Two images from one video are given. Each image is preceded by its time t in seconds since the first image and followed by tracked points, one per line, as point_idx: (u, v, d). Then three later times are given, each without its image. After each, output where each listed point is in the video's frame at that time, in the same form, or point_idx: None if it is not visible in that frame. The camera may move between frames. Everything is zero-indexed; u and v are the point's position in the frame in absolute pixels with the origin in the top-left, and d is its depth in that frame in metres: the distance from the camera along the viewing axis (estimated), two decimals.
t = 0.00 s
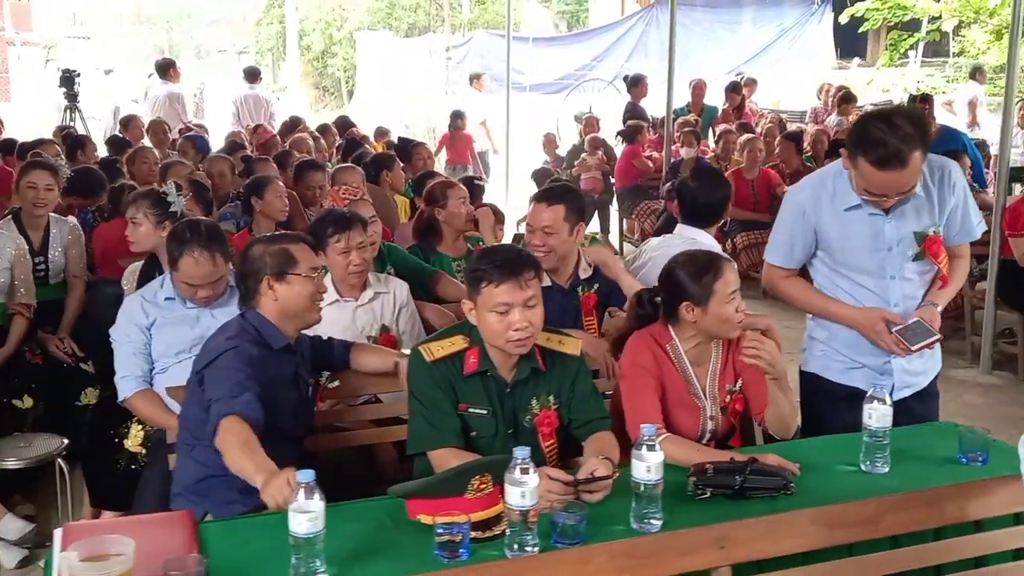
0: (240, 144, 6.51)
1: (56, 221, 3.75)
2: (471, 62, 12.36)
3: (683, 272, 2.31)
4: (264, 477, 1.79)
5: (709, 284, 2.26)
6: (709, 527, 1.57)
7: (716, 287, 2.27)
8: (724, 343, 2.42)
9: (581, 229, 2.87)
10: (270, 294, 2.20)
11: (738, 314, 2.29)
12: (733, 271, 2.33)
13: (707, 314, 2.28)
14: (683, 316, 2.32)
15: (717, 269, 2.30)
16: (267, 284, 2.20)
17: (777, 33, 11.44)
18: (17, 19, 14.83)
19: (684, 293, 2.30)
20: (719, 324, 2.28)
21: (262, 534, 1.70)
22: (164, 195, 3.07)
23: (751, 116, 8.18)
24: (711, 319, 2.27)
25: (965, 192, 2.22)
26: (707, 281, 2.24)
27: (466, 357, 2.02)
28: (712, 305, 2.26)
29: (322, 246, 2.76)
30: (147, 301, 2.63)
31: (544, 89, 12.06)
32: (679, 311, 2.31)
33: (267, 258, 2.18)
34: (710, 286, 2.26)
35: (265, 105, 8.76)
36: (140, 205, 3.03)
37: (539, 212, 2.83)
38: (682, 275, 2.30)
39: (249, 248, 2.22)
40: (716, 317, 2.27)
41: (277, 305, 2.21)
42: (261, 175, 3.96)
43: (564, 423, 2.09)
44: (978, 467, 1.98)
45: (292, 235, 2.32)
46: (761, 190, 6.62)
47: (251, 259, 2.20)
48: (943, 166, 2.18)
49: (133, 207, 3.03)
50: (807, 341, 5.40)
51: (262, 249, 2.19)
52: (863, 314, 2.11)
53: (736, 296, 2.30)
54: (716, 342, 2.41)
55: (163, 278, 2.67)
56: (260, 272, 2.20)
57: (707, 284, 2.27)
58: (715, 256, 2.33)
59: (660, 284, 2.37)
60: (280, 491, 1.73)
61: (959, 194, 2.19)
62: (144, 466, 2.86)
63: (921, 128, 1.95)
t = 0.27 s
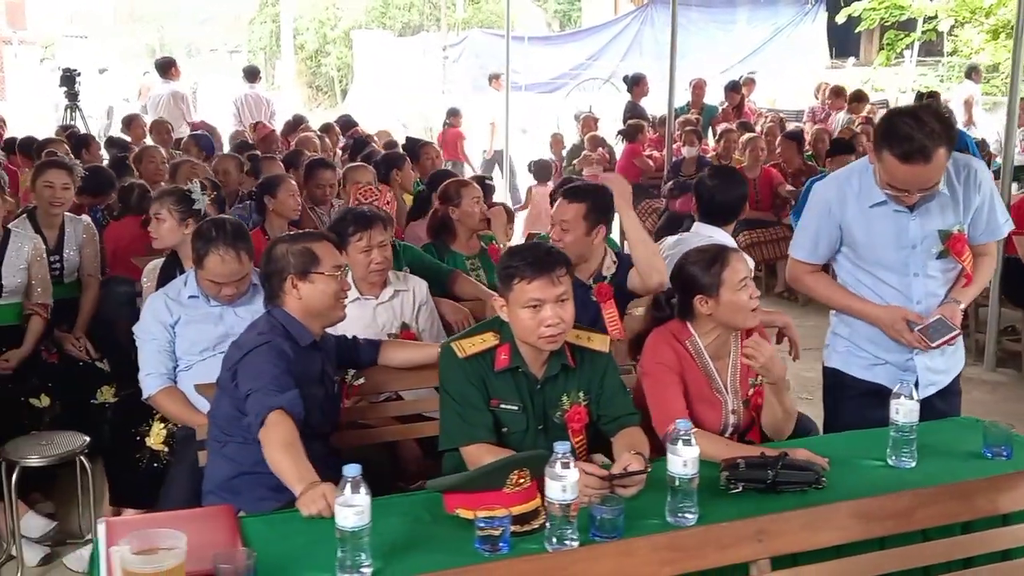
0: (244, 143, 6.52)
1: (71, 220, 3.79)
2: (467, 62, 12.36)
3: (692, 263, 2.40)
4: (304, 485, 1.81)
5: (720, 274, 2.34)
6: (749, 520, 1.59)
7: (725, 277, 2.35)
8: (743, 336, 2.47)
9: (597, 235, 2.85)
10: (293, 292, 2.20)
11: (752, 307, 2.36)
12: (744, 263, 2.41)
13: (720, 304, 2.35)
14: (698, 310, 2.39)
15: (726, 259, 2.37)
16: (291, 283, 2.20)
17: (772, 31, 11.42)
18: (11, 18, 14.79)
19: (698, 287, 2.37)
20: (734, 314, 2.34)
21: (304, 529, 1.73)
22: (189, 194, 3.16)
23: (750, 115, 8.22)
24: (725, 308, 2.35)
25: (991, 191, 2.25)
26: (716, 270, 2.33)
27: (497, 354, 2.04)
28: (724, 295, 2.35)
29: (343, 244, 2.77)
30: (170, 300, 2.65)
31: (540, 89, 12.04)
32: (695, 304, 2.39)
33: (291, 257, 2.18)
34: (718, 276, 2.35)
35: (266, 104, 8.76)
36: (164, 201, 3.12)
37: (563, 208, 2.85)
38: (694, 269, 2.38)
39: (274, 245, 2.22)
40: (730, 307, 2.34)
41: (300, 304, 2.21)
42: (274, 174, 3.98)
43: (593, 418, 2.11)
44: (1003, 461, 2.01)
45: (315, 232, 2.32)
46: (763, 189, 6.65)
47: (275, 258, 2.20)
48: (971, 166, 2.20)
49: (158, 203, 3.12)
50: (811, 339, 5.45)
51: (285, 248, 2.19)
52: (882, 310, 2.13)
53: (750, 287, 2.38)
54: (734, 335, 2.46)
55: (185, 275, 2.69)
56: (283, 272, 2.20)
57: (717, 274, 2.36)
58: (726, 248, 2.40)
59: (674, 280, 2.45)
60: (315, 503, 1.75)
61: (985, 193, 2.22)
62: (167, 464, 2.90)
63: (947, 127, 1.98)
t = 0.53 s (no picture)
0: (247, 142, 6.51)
1: (83, 220, 3.78)
2: (462, 62, 12.35)
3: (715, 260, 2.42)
4: (341, 484, 1.81)
5: (741, 273, 2.37)
6: (790, 516, 1.59)
7: (748, 276, 2.37)
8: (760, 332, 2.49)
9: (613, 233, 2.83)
10: (319, 292, 2.19)
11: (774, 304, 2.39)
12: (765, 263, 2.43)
13: (741, 302, 2.38)
14: (721, 308, 2.41)
15: (748, 258, 2.39)
16: (318, 283, 2.19)
17: (767, 30, 11.48)
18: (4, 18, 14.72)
19: (718, 286, 2.40)
20: (756, 313, 2.37)
21: (342, 529, 1.72)
22: (208, 196, 3.19)
23: (750, 114, 8.24)
24: (748, 307, 2.38)
25: None
26: (738, 269, 2.35)
27: (528, 353, 2.05)
28: (746, 294, 2.37)
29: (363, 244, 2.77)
30: (192, 301, 2.65)
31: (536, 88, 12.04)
32: (716, 303, 2.41)
33: (316, 257, 2.17)
34: (741, 274, 2.37)
35: (265, 103, 8.75)
36: (184, 204, 3.15)
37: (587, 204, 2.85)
38: (716, 268, 2.40)
39: (299, 245, 2.20)
40: (752, 305, 2.37)
41: (327, 304, 2.20)
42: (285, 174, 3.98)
43: (623, 416, 2.12)
44: None
45: (341, 232, 2.30)
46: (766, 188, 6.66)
47: (301, 257, 2.19)
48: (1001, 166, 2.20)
49: (177, 206, 3.15)
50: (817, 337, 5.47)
51: (311, 247, 2.18)
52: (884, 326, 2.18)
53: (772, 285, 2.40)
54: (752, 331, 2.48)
55: (207, 275, 2.69)
56: (309, 272, 2.19)
57: (739, 273, 2.37)
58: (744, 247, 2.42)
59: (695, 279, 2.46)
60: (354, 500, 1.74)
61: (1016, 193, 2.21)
62: (186, 462, 2.90)
63: (967, 123, 2.00)
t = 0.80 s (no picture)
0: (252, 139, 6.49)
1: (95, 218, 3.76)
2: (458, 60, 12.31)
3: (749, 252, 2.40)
4: (383, 478, 1.82)
5: (764, 269, 2.36)
6: (837, 513, 1.59)
7: (774, 272, 2.36)
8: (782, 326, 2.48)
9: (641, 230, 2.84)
10: (351, 290, 2.18)
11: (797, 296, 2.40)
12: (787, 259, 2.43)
13: (772, 298, 2.37)
14: (749, 306, 2.40)
15: (771, 255, 2.38)
16: (349, 280, 2.18)
17: (761, 29, 11.27)
18: None
19: (743, 283, 2.38)
20: (783, 307, 2.37)
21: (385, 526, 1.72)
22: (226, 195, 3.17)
23: (752, 112, 8.24)
24: (776, 303, 2.37)
25: None
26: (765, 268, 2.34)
27: (562, 350, 2.04)
28: (773, 290, 2.36)
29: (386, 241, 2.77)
30: (216, 298, 2.64)
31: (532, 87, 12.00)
32: (744, 300, 2.39)
33: (347, 254, 2.16)
34: (771, 269, 2.36)
35: (266, 100, 8.73)
36: (201, 201, 3.11)
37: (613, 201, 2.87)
38: (738, 267, 2.38)
39: (328, 242, 2.19)
40: (780, 300, 2.37)
41: (358, 301, 2.19)
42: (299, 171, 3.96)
43: (657, 414, 2.11)
44: None
45: (371, 229, 2.29)
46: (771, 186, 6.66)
47: (331, 255, 2.18)
48: None
49: (194, 203, 3.12)
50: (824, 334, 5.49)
51: (341, 245, 2.17)
52: (863, 360, 2.26)
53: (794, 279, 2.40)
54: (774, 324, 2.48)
55: (230, 272, 2.69)
56: (340, 269, 2.18)
57: (765, 271, 2.36)
58: (763, 243, 2.42)
59: (716, 279, 2.46)
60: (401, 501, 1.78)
61: None
62: (207, 461, 2.91)
63: (995, 109, 2.01)
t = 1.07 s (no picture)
0: (259, 139, 6.48)
1: (112, 219, 3.74)
2: (457, 60, 12.27)
3: (778, 251, 2.39)
4: (427, 483, 1.82)
5: (784, 267, 2.35)
6: (888, 514, 1.60)
7: (794, 269, 2.36)
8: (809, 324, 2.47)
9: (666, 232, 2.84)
10: (386, 292, 2.18)
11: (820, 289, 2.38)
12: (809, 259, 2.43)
13: (794, 296, 2.36)
14: (771, 305, 2.38)
15: (791, 252, 2.38)
16: (384, 283, 2.17)
17: (761, 29, 11.27)
18: None
19: (765, 283, 2.37)
20: (807, 306, 2.37)
21: (431, 528, 1.71)
22: (246, 195, 3.14)
23: (757, 112, 8.25)
24: (801, 299, 2.36)
25: None
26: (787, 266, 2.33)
27: (601, 351, 2.04)
28: (797, 288, 2.35)
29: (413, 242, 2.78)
30: (244, 299, 2.64)
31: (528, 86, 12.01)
32: (765, 300, 2.38)
33: (383, 257, 2.15)
34: (792, 267, 2.36)
35: (271, 100, 8.70)
36: (221, 202, 3.07)
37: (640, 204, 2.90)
38: (758, 268, 2.38)
39: (365, 243, 2.18)
40: (802, 298, 2.36)
41: (393, 304, 2.18)
42: (316, 171, 3.96)
43: (695, 415, 2.11)
44: None
45: (405, 230, 2.28)
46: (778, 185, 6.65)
47: (367, 257, 2.17)
48: None
49: (213, 204, 3.07)
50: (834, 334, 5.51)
51: (377, 247, 2.16)
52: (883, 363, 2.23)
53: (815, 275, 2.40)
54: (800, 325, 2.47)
55: (258, 273, 2.68)
56: (376, 271, 2.17)
57: (786, 268, 2.36)
58: (781, 241, 2.42)
59: (738, 283, 2.46)
60: (445, 502, 1.77)
61: None
62: (232, 463, 2.91)
63: None
